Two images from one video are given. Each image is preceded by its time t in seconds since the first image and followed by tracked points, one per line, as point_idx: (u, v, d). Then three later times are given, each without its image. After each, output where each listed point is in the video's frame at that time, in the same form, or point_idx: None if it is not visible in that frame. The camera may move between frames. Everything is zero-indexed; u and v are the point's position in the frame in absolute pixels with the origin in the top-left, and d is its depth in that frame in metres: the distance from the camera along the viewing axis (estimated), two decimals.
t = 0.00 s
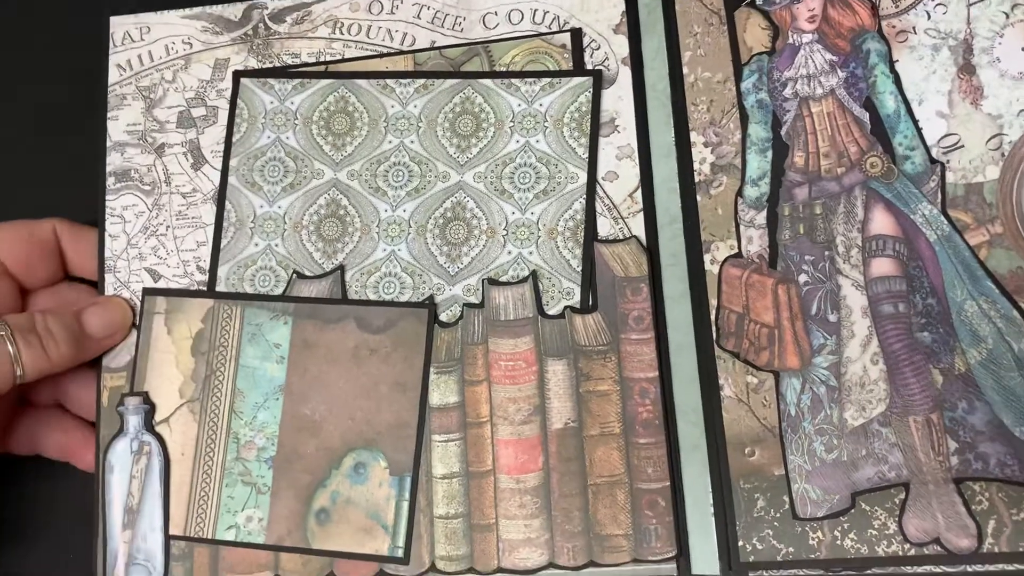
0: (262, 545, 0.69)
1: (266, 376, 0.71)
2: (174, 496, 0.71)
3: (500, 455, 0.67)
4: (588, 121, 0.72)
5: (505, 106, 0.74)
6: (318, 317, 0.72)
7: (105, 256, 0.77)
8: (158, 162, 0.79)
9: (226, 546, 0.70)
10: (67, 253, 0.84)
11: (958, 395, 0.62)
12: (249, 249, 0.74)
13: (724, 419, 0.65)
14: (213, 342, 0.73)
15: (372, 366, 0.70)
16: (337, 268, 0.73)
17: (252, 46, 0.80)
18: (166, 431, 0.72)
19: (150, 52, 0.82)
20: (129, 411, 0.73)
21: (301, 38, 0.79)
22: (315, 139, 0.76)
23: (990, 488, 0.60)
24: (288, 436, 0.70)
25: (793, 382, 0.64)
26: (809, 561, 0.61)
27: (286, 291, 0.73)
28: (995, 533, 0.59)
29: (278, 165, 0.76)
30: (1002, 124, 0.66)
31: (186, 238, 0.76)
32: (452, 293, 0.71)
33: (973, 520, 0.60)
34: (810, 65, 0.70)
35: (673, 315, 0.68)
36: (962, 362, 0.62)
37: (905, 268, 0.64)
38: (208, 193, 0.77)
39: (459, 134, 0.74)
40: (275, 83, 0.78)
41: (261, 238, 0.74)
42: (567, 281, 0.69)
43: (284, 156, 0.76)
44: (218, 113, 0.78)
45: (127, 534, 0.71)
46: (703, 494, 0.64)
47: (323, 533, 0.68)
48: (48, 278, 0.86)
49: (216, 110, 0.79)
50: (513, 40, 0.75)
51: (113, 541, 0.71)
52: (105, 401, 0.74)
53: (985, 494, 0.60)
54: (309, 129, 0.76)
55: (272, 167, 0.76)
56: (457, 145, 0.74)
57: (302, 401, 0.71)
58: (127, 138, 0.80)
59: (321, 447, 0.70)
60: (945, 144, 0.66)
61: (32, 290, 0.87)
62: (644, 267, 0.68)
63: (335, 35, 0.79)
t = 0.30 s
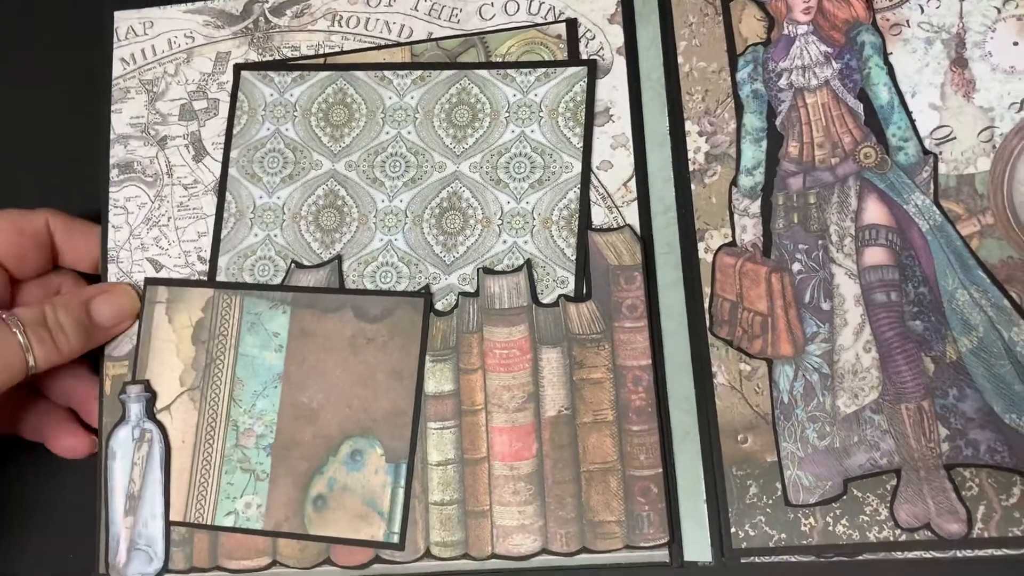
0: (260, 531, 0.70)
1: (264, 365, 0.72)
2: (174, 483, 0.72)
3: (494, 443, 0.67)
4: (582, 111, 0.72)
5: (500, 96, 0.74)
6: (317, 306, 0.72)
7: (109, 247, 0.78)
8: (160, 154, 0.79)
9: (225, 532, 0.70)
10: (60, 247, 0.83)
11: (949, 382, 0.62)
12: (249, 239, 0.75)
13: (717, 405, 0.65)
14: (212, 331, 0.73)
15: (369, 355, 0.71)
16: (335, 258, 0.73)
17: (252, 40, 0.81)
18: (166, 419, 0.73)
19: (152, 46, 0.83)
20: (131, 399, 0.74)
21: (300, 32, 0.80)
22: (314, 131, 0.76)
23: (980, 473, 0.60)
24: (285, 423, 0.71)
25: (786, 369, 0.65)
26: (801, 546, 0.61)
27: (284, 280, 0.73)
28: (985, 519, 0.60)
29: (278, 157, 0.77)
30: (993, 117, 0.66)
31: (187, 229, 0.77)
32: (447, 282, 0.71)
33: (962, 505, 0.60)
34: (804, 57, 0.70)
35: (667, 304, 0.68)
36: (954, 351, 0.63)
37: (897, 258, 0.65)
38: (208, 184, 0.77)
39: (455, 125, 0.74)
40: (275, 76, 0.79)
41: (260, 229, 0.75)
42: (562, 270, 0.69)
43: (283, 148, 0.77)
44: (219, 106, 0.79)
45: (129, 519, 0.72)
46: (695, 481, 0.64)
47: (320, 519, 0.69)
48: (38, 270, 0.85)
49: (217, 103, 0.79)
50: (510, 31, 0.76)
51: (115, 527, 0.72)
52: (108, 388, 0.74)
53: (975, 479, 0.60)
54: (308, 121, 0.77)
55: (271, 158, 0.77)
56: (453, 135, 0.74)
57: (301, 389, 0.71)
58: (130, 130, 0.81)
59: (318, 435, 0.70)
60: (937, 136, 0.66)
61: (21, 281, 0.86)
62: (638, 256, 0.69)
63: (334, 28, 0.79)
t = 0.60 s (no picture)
0: (253, 537, 0.70)
1: (258, 371, 0.73)
2: (168, 487, 0.72)
3: (488, 447, 0.67)
4: (574, 115, 0.72)
5: (493, 101, 0.74)
6: (311, 312, 0.73)
7: (104, 254, 0.79)
8: (157, 162, 0.81)
9: (218, 537, 0.71)
10: (45, 254, 0.83)
11: (940, 385, 0.62)
12: (243, 245, 0.76)
13: (709, 408, 0.65)
14: (207, 337, 0.74)
15: (363, 361, 0.71)
16: (327, 263, 0.74)
17: (247, 48, 0.82)
18: (160, 424, 0.74)
19: (150, 56, 0.84)
20: (125, 405, 0.75)
21: (295, 39, 0.81)
22: (308, 137, 0.77)
23: (972, 476, 0.60)
24: (279, 429, 0.71)
25: (778, 373, 0.65)
26: (794, 550, 0.61)
27: (278, 285, 0.74)
28: (977, 522, 0.59)
29: (273, 163, 0.78)
30: (984, 120, 0.66)
31: (182, 235, 0.78)
32: (440, 287, 0.72)
33: (955, 508, 0.60)
34: (796, 60, 0.70)
35: (659, 307, 0.68)
36: (945, 353, 0.62)
37: (889, 261, 0.65)
38: (203, 191, 0.79)
39: (449, 130, 0.75)
40: (270, 83, 0.80)
41: (254, 235, 0.76)
42: (555, 274, 0.70)
43: (278, 154, 0.78)
44: (215, 113, 0.80)
45: (121, 525, 0.72)
46: (689, 484, 0.64)
47: (313, 525, 0.69)
48: (25, 276, 0.85)
49: (213, 110, 0.81)
50: (502, 36, 0.76)
51: (108, 532, 0.72)
52: (102, 394, 0.75)
53: (967, 482, 0.60)
54: (302, 127, 0.78)
55: (266, 164, 0.78)
56: (446, 140, 0.75)
57: (295, 395, 0.72)
58: (127, 139, 0.82)
59: (312, 440, 0.71)
60: (928, 139, 0.66)
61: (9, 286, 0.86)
62: (631, 261, 0.69)
63: (328, 36, 0.80)
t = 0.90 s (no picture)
0: (259, 536, 0.71)
1: (265, 373, 0.74)
2: (178, 488, 0.74)
3: (487, 447, 0.68)
4: (573, 117, 0.72)
5: (492, 104, 0.75)
6: (315, 316, 0.74)
7: (117, 260, 0.82)
8: (168, 170, 0.83)
9: (227, 537, 0.72)
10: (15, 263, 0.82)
11: (938, 385, 0.62)
12: (250, 250, 0.78)
13: (708, 408, 0.65)
14: (215, 341, 0.76)
15: (366, 363, 0.72)
16: (331, 266, 0.75)
17: (253, 57, 0.84)
18: (171, 427, 0.76)
19: (161, 66, 0.87)
20: (137, 407, 0.77)
21: (300, 47, 0.83)
22: (312, 143, 0.79)
23: (970, 477, 0.60)
24: (285, 431, 0.72)
25: (776, 373, 0.65)
26: (792, 550, 0.61)
27: (283, 289, 0.75)
28: (975, 523, 0.59)
29: (278, 169, 0.79)
30: (982, 121, 0.66)
31: (192, 242, 0.80)
32: (441, 289, 0.72)
33: (953, 509, 0.60)
34: (793, 61, 0.70)
35: (658, 308, 0.68)
36: (943, 354, 0.62)
37: (886, 261, 0.65)
38: (212, 198, 0.81)
39: (449, 134, 0.75)
40: (275, 91, 0.82)
41: (261, 240, 0.78)
42: (553, 276, 0.70)
43: (283, 160, 0.79)
44: (223, 121, 0.83)
45: (134, 525, 0.74)
46: (687, 484, 0.64)
47: (318, 525, 0.70)
48: None
49: (221, 119, 0.83)
50: (501, 39, 0.76)
51: (122, 532, 0.75)
52: (116, 397, 0.78)
53: (964, 483, 0.60)
54: (307, 133, 0.79)
55: (272, 170, 0.80)
56: (446, 144, 0.75)
57: (300, 397, 0.73)
58: (139, 148, 0.85)
59: (317, 442, 0.72)
60: (925, 140, 0.66)
61: None
62: (629, 262, 0.69)
63: (332, 43, 0.82)
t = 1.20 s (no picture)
0: (261, 536, 0.71)
1: (267, 374, 0.74)
2: (183, 488, 0.74)
3: (487, 447, 0.67)
4: (572, 117, 0.72)
5: (493, 105, 0.75)
6: (318, 317, 0.74)
7: (127, 263, 0.82)
8: (175, 174, 0.83)
9: (230, 537, 0.72)
10: None
11: (938, 385, 0.62)
12: (253, 252, 0.78)
13: (707, 408, 0.65)
14: (220, 342, 0.76)
15: (367, 363, 0.72)
16: (333, 268, 0.75)
17: (258, 61, 0.84)
18: (176, 427, 0.76)
19: (168, 72, 0.87)
20: (143, 408, 0.77)
21: (303, 50, 0.83)
22: (315, 145, 0.79)
23: (969, 477, 0.60)
24: (287, 431, 0.72)
25: (776, 373, 0.65)
26: (792, 550, 0.61)
27: (286, 291, 0.75)
28: (974, 523, 0.59)
29: (282, 171, 0.79)
30: (982, 121, 0.66)
31: (198, 245, 0.80)
32: (442, 289, 0.72)
33: (952, 508, 0.60)
34: (793, 61, 0.70)
35: (657, 308, 0.68)
36: (942, 354, 0.62)
37: (886, 261, 0.65)
38: (217, 201, 0.81)
39: (450, 135, 0.75)
40: (279, 94, 0.82)
41: (264, 242, 0.78)
42: (553, 275, 0.70)
43: (287, 163, 0.79)
44: (229, 125, 0.83)
45: (140, 525, 0.74)
46: (687, 484, 0.64)
47: (319, 525, 0.70)
48: None
49: (227, 123, 0.83)
50: (501, 40, 0.76)
51: (127, 532, 0.75)
52: (123, 399, 0.78)
53: (964, 483, 0.60)
54: (309, 136, 0.79)
55: (275, 173, 0.79)
56: (447, 145, 0.75)
57: (302, 397, 0.73)
58: (147, 152, 0.85)
59: (318, 442, 0.72)
60: (925, 140, 0.66)
61: None
62: (629, 262, 0.69)
63: (335, 45, 0.82)
